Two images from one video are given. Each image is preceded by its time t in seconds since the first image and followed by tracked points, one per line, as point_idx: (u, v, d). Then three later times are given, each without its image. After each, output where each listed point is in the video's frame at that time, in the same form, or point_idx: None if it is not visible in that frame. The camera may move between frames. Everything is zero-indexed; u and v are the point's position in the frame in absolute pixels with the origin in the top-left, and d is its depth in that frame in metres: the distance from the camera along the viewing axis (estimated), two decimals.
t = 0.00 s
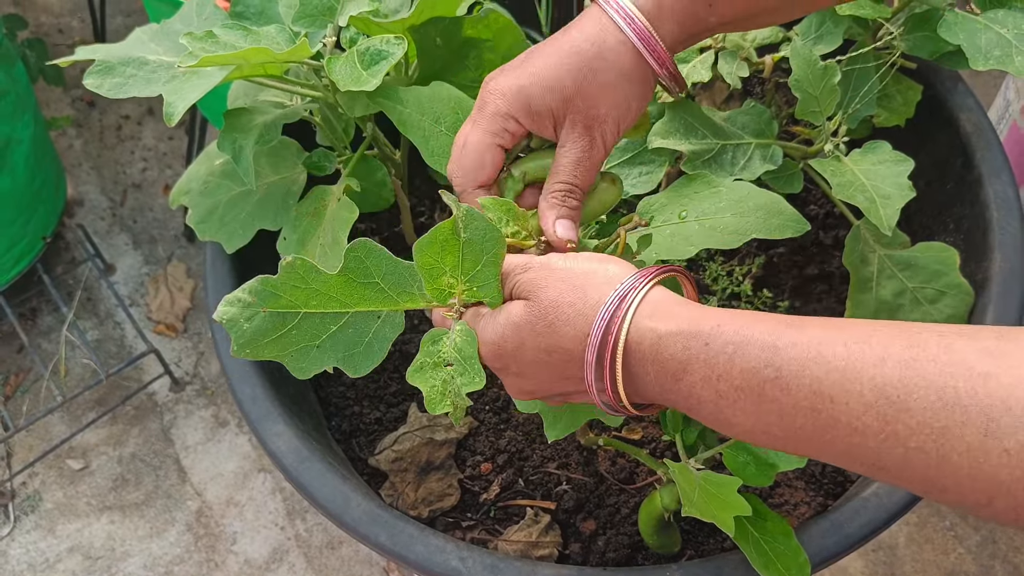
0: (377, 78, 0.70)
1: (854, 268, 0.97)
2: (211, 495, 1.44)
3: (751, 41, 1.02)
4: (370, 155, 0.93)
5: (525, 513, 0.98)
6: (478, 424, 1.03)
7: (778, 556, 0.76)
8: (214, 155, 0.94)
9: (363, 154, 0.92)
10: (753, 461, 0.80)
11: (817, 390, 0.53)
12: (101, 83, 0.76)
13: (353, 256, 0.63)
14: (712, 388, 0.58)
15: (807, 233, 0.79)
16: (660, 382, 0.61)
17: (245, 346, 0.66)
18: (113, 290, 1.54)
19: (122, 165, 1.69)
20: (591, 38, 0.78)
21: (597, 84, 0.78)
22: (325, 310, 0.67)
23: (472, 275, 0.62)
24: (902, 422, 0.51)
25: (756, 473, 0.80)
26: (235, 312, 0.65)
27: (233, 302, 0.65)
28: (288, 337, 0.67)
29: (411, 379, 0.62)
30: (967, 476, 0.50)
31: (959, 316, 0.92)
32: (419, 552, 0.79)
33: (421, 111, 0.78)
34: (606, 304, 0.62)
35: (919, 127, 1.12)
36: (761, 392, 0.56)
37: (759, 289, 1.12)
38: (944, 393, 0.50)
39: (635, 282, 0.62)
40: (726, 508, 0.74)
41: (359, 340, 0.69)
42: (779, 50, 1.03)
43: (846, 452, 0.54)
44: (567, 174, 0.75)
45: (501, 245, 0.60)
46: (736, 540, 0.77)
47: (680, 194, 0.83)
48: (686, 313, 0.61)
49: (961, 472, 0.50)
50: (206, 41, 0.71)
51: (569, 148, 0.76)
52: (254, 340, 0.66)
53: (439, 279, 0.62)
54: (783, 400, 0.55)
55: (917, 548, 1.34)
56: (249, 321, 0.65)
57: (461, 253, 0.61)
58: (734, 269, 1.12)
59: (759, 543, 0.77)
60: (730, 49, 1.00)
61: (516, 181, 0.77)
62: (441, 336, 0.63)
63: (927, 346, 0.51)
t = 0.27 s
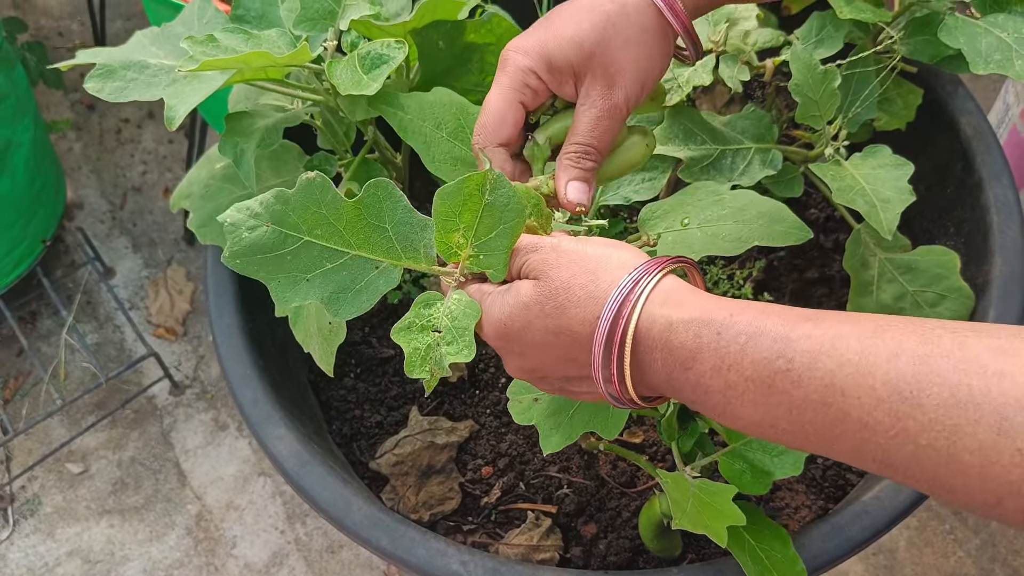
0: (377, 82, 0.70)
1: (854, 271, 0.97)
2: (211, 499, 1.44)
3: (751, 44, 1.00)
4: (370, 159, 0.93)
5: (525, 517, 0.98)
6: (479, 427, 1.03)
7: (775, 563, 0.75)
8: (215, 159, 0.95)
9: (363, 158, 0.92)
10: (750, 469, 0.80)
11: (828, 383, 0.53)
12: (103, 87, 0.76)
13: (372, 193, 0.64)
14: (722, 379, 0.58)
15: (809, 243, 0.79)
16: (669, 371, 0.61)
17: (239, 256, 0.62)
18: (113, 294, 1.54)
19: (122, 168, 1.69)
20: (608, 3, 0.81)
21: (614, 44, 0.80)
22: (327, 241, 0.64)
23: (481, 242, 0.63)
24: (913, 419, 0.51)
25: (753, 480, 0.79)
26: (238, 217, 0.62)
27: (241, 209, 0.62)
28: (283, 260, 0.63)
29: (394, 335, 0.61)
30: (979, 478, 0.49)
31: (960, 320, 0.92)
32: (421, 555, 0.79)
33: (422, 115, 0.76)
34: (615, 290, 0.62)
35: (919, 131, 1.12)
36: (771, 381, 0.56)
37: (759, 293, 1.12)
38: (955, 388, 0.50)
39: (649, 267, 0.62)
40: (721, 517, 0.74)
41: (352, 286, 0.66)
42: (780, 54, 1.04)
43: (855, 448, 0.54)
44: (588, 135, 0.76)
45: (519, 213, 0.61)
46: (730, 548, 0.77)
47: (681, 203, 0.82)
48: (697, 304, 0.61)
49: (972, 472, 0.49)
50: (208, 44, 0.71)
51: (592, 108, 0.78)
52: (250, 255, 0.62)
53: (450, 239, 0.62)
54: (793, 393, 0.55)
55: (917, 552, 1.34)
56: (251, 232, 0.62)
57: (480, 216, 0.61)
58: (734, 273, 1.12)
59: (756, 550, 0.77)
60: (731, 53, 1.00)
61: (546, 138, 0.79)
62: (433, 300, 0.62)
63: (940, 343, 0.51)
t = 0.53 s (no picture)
0: (376, 87, 0.70)
1: (853, 276, 0.97)
2: (210, 503, 1.43)
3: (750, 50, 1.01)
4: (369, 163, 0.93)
5: (525, 521, 0.97)
6: (478, 431, 1.03)
7: (777, 563, 0.75)
8: (214, 162, 0.95)
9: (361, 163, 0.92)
10: (749, 468, 0.80)
11: (833, 408, 0.55)
12: (101, 91, 0.77)
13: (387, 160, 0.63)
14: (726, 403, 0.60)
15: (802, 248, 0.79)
16: (675, 391, 0.63)
17: (238, 213, 0.60)
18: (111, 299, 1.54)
19: (120, 172, 1.69)
20: None
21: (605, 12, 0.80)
22: (332, 207, 0.63)
23: (500, 223, 0.63)
24: (918, 437, 0.53)
25: (753, 481, 0.80)
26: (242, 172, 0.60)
27: (241, 165, 0.61)
28: (283, 223, 0.62)
29: (404, 307, 0.60)
30: (987, 489, 0.51)
31: (958, 324, 0.93)
32: (420, 559, 0.79)
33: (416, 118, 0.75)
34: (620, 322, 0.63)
35: (917, 134, 1.12)
36: (774, 407, 0.58)
37: (758, 296, 1.12)
38: (958, 407, 0.51)
39: (653, 301, 0.62)
40: (722, 517, 0.73)
41: (352, 256, 0.64)
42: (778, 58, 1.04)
43: (864, 463, 0.56)
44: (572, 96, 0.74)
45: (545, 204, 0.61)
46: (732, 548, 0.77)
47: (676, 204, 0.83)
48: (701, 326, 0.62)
49: (978, 484, 0.51)
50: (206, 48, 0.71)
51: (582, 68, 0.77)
52: (249, 214, 0.61)
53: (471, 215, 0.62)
54: (799, 417, 0.57)
55: (916, 555, 1.34)
56: (253, 189, 0.61)
57: (507, 196, 0.61)
58: (733, 276, 1.13)
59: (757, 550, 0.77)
60: (730, 58, 1.00)
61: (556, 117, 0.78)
62: (443, 276, 0.61)
63: (941, 359, 0.53)
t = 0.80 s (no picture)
0: (373, 89, 0.70)
1: (850, 278, 0.97)
2: (207, 507, 1.43)
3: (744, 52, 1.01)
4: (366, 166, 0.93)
5: (522, 524, 0.97)
6: (476, 434, 1.03)
7: (771, 567, 0.75)
8: (210, 166, 0.95)
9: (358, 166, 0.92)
10: (743, 471, 0.80)
11: (848, 418, 0.55)
12: (98, 94, 0.77)
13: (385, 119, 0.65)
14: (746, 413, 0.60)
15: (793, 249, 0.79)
16: (693, 402, 0.64)
17: (233, 141, 0.61)
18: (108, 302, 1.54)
19: (117, 176, 1.69)
20: None
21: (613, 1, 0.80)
22: (324, 158, 0.64)
23: (490, 189, 0.64)
24: (933, 446, 0.53)
25: (747, 484, 0.79)
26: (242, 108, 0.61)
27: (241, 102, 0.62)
28: (274, 164, 0.62)
29: (388, 252, 0.60)
30: (1001, 497, 0.52)
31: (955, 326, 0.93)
32: (417, 562, 0.79)
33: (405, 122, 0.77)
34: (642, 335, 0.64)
35: (914, 137, 1.12)
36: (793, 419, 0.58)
37: (755, 299, 1.12)
38: (975, 416, 0.51)
39: (672, 319, 0.63)
40: (717, 522, 0.73)
41: (338, 211, 0.65)
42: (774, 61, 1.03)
43: (880, 473, 0.56)
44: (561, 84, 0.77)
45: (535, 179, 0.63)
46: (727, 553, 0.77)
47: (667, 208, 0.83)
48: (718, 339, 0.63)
49: (994, 493, 0.52)
50: (202, 52, 0.71)
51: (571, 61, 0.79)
52: (242, 147, 0.62)
53: (465, 174, 0.63)
54: (815, 427, 0.57)
55: (913, 558, 1.34)
56: (251, 124, 0.62)
57: (500, 161, 0.63)
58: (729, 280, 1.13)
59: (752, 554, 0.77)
60: (726, 60, 1.00)
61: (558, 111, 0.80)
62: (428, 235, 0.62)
63: (956, 367, 0.53)
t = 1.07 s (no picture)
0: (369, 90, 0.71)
1: (846, 279, 0.97)
2: (204, 509, 1.43)
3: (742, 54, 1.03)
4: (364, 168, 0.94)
5: (519, 526, 0.98)
6: (473, 436, 1.04)
7: (771, 566, 0.76)
8: (208, 168, 0.95)
9: (357, 168, 0.93)
10: (742, 471, 0.80)
11: (853, 382, 0.55)
12: (96, 95, 0.76)
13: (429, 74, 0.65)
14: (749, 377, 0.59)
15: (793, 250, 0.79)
16: (695, 370, 0.63)
17: (282, 59, 0.61)
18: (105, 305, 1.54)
19: (114, 179, 1.70)
20: None
21: (623, 28, 0.79)
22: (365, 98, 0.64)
23: (515, 158, 0.64)
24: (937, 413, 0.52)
25: (746, 484, 0.80)
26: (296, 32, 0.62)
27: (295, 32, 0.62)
28: (315, 92, 0.62)
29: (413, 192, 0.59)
30: (1001, 467, 0.51)
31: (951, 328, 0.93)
32: (415, 563, 0.79)
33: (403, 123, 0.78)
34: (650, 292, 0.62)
35: (910, 139, 1.13)
36: (800, 380, 0.57)
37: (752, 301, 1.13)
38: (979, 383, 0.51)
39: (681, 278, 0.61)
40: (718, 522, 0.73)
41: (369, 151, 0.64)
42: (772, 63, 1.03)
43: (879, 442, 0.56)
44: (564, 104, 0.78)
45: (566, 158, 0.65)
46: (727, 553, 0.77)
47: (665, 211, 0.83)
48: (728, 303, 0.61)
49: (994, 462, 0.51)
50: (200, 53, 0.71)
51: (574, 85, 0.79)
52: (290, 69, 0.62)
53: (497, 138, 0.64)
54: (818, 391, 0.56)
55: (910, 560, 1.34)
56: (301, 50, 0.62)
57: (534, 132, 0.64)
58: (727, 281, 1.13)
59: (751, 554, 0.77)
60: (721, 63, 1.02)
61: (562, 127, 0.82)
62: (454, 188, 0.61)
63: (963, 337, 0.53)
